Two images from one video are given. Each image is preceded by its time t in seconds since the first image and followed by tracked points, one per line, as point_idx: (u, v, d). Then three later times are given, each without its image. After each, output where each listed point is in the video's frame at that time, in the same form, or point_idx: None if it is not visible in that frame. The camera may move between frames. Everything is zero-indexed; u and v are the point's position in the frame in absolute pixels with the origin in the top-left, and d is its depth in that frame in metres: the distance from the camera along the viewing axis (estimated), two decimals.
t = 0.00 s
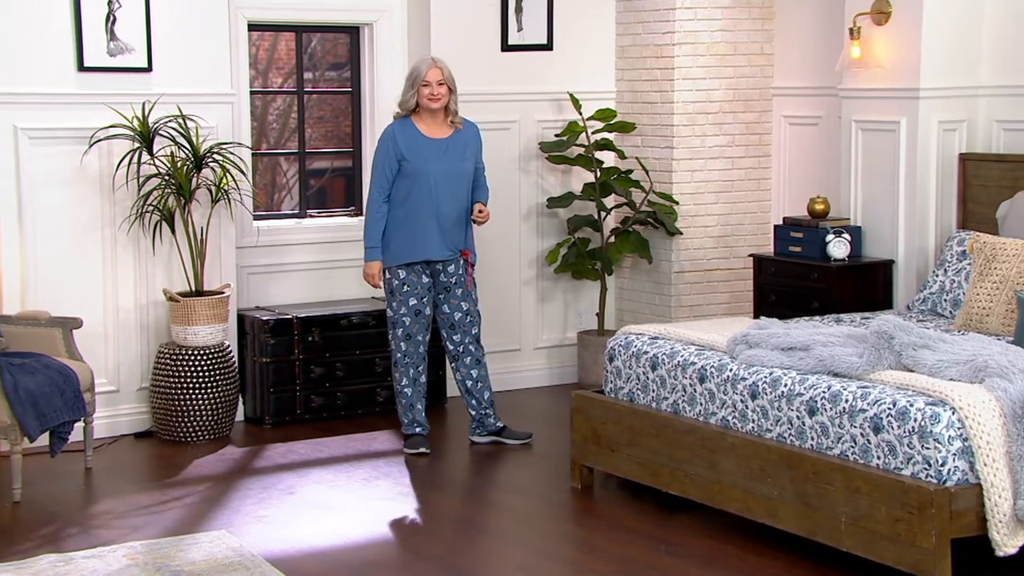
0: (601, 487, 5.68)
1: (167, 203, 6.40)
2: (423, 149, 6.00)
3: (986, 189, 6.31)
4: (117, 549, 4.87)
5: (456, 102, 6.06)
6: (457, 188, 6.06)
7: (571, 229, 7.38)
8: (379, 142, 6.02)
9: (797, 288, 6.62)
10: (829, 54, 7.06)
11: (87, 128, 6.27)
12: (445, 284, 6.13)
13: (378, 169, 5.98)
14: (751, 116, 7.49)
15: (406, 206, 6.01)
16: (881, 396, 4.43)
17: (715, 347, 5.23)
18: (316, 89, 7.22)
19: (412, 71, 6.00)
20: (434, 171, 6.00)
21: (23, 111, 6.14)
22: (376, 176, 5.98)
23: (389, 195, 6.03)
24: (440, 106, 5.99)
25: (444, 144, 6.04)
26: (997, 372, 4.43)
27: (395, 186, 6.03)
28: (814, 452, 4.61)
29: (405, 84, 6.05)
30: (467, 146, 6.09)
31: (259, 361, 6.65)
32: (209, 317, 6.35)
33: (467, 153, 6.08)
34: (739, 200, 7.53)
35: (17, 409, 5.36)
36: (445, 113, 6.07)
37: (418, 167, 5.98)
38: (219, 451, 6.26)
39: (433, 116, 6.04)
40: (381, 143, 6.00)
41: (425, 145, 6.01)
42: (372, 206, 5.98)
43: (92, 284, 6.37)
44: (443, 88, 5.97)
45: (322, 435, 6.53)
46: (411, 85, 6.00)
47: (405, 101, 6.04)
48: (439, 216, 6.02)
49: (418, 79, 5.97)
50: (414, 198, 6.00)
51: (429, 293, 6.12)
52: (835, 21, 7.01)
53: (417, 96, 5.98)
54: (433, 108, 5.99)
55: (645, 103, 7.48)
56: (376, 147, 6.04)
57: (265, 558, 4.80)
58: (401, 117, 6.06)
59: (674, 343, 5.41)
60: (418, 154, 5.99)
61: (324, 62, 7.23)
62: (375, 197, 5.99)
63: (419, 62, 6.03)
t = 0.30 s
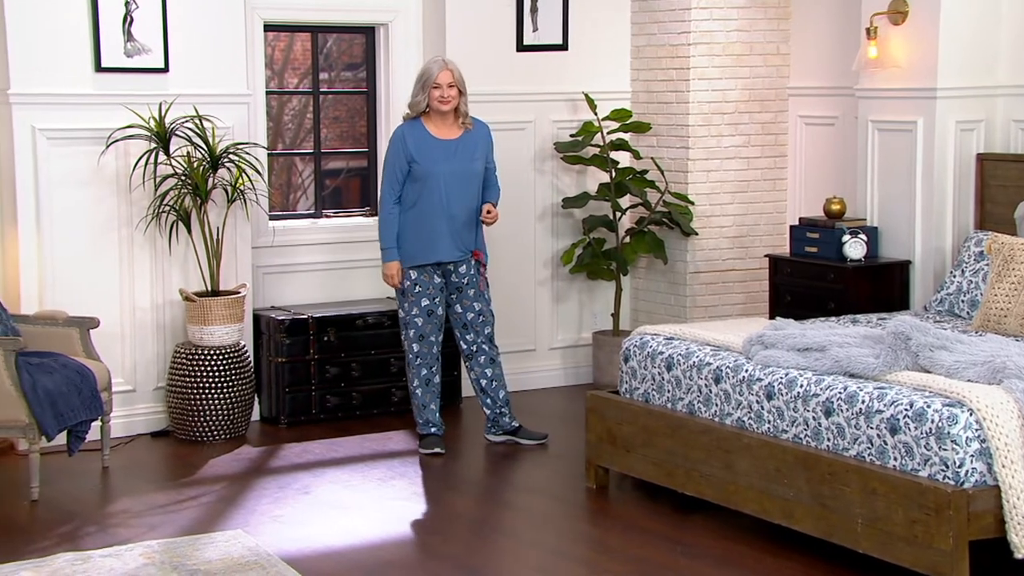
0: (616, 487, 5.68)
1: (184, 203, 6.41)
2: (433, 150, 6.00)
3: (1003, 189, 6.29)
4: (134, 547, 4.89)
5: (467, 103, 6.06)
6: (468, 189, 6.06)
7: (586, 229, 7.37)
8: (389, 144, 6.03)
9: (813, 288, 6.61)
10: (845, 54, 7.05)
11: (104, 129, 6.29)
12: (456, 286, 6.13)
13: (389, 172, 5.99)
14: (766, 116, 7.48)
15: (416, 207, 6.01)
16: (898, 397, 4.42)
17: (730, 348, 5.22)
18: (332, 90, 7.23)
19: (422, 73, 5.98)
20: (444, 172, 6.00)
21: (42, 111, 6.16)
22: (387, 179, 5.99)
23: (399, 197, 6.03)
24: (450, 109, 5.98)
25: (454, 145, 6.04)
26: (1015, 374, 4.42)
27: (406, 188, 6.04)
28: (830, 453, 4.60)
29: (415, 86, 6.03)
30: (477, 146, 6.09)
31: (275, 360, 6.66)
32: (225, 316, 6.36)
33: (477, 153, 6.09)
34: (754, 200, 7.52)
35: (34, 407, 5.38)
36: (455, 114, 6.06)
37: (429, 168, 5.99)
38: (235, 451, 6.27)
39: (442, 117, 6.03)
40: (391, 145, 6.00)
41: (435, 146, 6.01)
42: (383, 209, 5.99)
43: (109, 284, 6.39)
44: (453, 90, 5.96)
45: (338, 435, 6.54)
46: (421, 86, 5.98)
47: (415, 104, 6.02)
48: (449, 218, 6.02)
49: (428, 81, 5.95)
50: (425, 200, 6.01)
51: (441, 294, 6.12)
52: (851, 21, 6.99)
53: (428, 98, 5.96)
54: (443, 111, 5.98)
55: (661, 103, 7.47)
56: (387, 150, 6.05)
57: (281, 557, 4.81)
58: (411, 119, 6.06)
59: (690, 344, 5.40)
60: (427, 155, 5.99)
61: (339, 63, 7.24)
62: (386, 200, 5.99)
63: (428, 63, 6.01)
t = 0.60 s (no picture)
0: (630, 489, 5.67)
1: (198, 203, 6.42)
2: (449, 151, 6.01)
3: (1019, 189, 6.27)
4: (149, 547, 4.90)
5: (482, 104, 6.06)
6: (484, 190, 6.06)
7: (600, 229, 7.37)
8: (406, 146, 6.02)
9: (827, 289, 6.59)
10: (859, 55, 7.03)
11: (119, 129, 6.30)
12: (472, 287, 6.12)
13: (406, 173, 5.99)
14: (780, 117, 7.47)
15: (433, 209, 6.02)
16: (912, 399, 4.41)
17: (744, 349, 5.21)
18: (346, 91, 7.24)
19: (438, 75, 5.98)
20: (460, 173, 6.00)
21: (57, 112, 6.18)
22: (404, 180, 5.99)
23: (416, 198, 6.03)
24: (466, 111, 5.98)
25: (470, 146, 6.05)
26: None
27: (422, 189, 6.04)
28: (845, 455, 4.59)
29: (431, 87, 6.03)
30: (493, 146, 6.10)
31: (288, 361, 6.67)
32: (239, 317, 6.37)
33: (493, 154, 6.09)
34: (768, 201, 7.51)
35: (50, 407, 5.40)
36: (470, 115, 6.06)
37: (445, 170, 5.99)
38: (249, 451, 6.28)
39: (458, 119, 6.03)
40: (407, 146, 6.00)
41: (451, 147, 6.02)
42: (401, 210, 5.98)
43: (124, 284, 6.40)
44: (470, 92, 5.96)
45: (351, 436, 6.55)
46: (437, 88, 5.98)
47: (430, 105, 6.02)
48: (466, 219, 6.02)
49: (444, 83, 5.96)
50: (442, 200, 6.01)
51: (458, 294, 6.12)
52: (865, 22, 6.98)
53: (444, 100, 5.96)
54: (459, 113, 5.98)
55: (674, 104, 7.46)
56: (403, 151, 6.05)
57: (295, 558, 4.81)
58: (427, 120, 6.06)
59: (703, 345, 5.39)
60: (444, 156, 6.00)
61: (353, 63, 7.24)
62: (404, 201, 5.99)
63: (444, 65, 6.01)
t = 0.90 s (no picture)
0: (640, 490, 5.66)
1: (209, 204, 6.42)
2: (467, 154, 6.01)
3: None
4: (161, 547, 4.90)
5: (498, 107, 6.06)
6: (501, 192, 6.07)
7: (611, 230, 7.37)
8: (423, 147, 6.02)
9: (839, 290, 6.58)
10: (871, 56, 7.02)
11: (132, 130, 6.31)
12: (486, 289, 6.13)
13: (423, 175, 5.98)
14: (792, 117, 7.46)
15: (451, 211, 6.01)
16: (925, 400, 4.40)
17: (755, 350, 5.20)
18: (357, 92, 7.25)
19: (456, 77, 5.97)
20: (478, 176, 6.00)
21: (70, 113, 6.19)
22: (421, 181, 5.97)
23: (432, 200, 6.03)
24: (481, 114, 5.98)
25: (486, 148, 6.05)
26: None
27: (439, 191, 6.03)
28: (856, 456, 4.58)
29: (447, 88, 6.02)
30: (508, 149, 6.10)
31: (299, 361, 6.67)
32: (250, 317, 6.38)
33: (508, 156, 6.09)
34: (780, 202, 7.50)
35: (62, 407, 5.41)
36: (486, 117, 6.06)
37: (463, 172, 5.99)
38: (260, 451, 6.28)
39: (473, 121, 6.04)
40: (423, 149, 6.00)
41: (468, 150, 6.02)
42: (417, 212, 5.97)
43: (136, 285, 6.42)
44: (486, 96, 5.97)
45: (362, 436, 6.55)
46: (454, 91, 5.97)
47: (446, 106, 6.02)
48: (483, 221, 6.03)
49: (462, 86, 5.95)
50: (459, 202, 6.01)
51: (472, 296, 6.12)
52: (877, 23, 6.96)
53: (462, 103, 5.96)
54: (474, 116, 5.99)
55: (686, 104, 7.46)
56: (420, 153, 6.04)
57: (306, 558, 4.82)
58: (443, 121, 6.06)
59: (714, 346, 5.38)
60: (461, 158, 6.00)
61: (364, 64, 7.25)
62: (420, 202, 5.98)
63: (461, 68, 6.00)
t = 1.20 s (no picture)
0: (649, 491, 5.66)
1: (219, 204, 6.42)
2: (490, 159, 5.96)
3: None
4: (170, 547, 4.91)
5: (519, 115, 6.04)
6: (521, 196, 6.04)
7: (619, 231, 7.37)
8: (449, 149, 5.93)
9: (848, 291, 6.58)
10: (881, 57, 7.01)
11: (142, 130, 6.32)
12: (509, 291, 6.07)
13: (456, 175, 5.88)
14: (801, 118, 7.45)
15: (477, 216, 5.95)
16: (934, 402, 4.39)
17: (764, 351, 5.20)
18: (366, 92, 7.25)
19: (488, 85, 5.87)
20: (503, 180, 5.96)
21: (80, 114, 6.20)
22: (455, 181, 5.87)
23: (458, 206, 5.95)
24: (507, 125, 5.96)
25: (507, 152, 6.02)
26: None
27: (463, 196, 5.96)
28: (866, 457, 4.57)
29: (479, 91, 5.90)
30: (525, 153, 6.09)
31: (308, 362, 6.67)
32: (259, 318, 6.38)
33: (526, 159, 6.08)
34: (789, 203, 7.49)
35: (72, 407, 5.42)
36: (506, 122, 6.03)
37: (489, 177, 5.94)
38: (268, 452, 6.29)
39: (494, 127, 5.98)
40: (450, 154, 5.90)
41: (491, 154, 5.97)
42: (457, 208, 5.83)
43: (145, 286, 6.43)
44: (517, 106, 5.93)
45: (370, 436, 6.56)
46: (485, 99, 5.88)
47: (475, 109, 5.91)
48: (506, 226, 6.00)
49: (495, 95, 5.87)
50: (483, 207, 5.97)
51: (490, 296, 6.09)
52: (887, 23, 6.96)
53: (495, 112, 5.89)
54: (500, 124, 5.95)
55: (695, 105, 7.45)
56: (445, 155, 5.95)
57: (315, 558, 4.82)
58: (465, 126, 5.99)
59: (723, 346, 5.38)
60: (485, 164, 5.94)
61: (373, 65, 7.25)
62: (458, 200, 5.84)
63: (489, 76, 5.91)
